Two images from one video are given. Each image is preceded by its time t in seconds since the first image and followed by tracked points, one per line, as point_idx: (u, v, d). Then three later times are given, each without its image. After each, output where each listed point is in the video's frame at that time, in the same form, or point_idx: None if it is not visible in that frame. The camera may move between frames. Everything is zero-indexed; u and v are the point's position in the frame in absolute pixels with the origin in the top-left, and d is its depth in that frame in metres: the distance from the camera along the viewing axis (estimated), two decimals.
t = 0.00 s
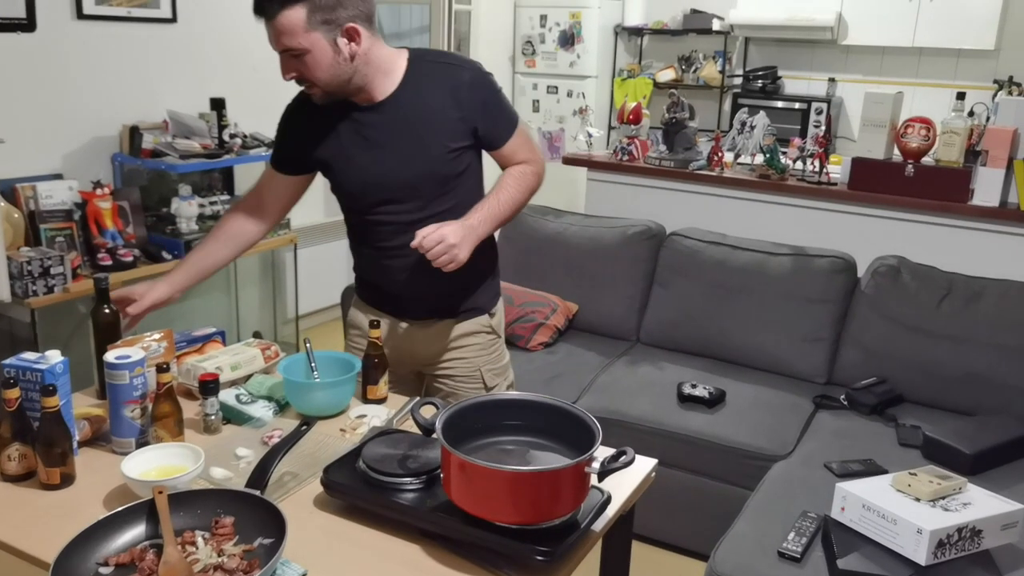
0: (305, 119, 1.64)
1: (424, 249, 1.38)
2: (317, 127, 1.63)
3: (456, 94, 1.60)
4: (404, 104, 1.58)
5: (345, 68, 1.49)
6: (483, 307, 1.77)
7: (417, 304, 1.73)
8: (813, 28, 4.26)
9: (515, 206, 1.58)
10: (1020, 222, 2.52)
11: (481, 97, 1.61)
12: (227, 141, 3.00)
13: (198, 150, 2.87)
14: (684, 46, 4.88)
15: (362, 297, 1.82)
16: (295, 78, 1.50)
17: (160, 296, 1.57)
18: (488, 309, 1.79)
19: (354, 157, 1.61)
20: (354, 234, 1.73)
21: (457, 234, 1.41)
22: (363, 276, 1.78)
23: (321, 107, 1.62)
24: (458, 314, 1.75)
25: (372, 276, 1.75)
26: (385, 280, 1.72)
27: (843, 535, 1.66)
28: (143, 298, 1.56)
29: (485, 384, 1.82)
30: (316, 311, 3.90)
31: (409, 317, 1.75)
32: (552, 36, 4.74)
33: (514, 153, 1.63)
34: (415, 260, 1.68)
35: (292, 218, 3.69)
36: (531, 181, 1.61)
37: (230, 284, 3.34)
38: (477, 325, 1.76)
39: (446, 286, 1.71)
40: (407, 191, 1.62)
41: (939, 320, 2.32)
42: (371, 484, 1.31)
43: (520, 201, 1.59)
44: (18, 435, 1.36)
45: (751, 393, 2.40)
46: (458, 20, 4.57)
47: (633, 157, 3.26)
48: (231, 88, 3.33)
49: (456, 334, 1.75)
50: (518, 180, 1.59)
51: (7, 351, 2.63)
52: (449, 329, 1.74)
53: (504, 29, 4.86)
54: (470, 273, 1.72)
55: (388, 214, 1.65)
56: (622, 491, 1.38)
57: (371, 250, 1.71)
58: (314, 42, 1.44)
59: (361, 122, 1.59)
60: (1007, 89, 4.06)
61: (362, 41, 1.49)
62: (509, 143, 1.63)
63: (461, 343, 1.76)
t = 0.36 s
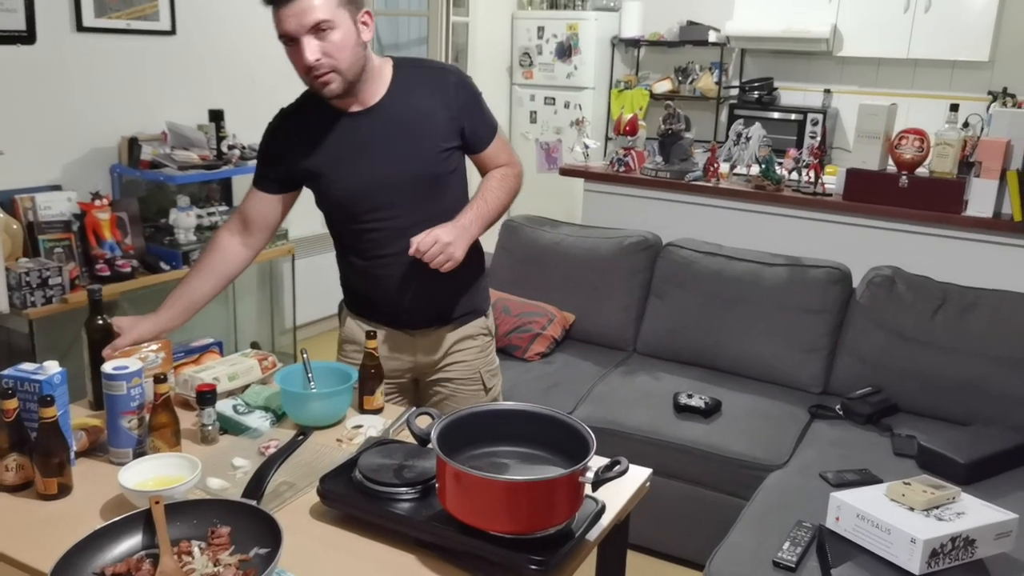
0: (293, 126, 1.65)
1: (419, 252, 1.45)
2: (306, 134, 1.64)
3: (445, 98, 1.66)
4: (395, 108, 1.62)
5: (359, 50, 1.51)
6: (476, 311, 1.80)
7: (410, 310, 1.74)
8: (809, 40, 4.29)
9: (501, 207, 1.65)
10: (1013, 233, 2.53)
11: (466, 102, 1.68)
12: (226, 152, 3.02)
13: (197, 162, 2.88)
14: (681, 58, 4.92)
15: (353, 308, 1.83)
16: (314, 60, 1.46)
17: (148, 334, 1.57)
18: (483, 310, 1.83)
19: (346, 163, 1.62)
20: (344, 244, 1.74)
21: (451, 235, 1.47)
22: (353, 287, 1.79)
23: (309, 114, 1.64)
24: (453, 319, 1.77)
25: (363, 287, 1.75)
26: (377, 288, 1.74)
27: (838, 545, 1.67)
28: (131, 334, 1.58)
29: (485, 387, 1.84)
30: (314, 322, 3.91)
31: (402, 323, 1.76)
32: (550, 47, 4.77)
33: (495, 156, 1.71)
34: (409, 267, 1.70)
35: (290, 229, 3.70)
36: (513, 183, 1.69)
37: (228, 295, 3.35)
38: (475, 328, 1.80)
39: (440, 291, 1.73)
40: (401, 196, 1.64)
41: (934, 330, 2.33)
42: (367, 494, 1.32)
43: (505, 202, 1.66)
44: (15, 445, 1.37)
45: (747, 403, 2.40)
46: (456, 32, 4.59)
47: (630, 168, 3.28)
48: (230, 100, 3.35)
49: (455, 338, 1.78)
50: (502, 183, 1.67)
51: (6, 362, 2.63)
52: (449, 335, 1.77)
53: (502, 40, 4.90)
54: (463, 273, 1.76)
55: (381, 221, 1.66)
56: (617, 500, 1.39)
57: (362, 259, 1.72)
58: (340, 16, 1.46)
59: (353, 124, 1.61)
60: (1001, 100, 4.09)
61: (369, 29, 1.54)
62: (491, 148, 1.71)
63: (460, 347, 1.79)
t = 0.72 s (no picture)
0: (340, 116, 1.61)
1: (467, 262, 1.34)
2: (352, 126, 1.60)
3: (497, 110, 1.59)
4: (446, 111, 1.57)
5: (438, 42, 1.50)
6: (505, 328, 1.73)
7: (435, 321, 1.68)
8: (809, 49, 4.30)
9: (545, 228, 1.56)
10: (1016, 239, 2.53)
11: (517, 118, 1.60)
12: (227, 159, 3.02)
13: (198, 169, 2.87)
14: (681, 67, 4.93)
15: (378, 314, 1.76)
16: (399, 37, 1.44)
17: (183, 268, 1.41)
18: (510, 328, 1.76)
19: (385, 160, 1.58)
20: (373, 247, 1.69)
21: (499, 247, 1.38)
22: (379, 292, 1.73)
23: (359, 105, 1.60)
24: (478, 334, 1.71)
25: (388, 291, 1.70)
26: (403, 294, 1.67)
27: (845, 551, 1.66)
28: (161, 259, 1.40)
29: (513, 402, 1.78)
30: (314, 330, 3.89)
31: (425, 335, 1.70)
32: (550, 56, 4.79)
33: (540, 179, 1.63)
34: (436, 275, 1.63)
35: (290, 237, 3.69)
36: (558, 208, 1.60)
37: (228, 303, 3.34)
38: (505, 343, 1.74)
39: (466, 304, 1.67)
40: (434, 202, 1.58)
41: (938, 337, 2.32)
42: (371, 499, 1.31)
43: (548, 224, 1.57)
44: (17, 450, 1.36)
45: (750, 410, 2.39)
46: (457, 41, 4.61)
47: (631, 176, 3.28)
48: (231, 108, 3.35)
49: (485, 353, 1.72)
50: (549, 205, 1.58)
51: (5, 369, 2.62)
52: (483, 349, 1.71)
53: (502, 49, 4.91)
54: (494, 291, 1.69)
55: (410, 225, 1.60)
56: (624, 505, 1.37)
57: (390, 264, 1.66)
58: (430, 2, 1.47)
59: (404, 125, 1.57)
60: (1001, 108, 4.10)
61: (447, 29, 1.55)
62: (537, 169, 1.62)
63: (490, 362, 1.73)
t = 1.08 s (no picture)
0: (464, 121, 1.55)
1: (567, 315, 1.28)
2: (473, 133, 1.53)
3: (621, 149, 1.49)
4: (573, 138, 1.48)
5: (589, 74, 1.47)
6: (588, 372, 1.58)
7: (517, 352, 1.54)
8: (812, 69, 4.34)
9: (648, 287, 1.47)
10: None
11: (643, 164, 1.50)
12: (235, 179, 3.01)
13: (206, 189, 2.86)
14: (683, 87, 4.97)
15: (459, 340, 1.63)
16: (561, 51, 1.41)
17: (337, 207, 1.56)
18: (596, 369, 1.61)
19: (492, 171, 1.49)
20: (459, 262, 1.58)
21: (605, 303, 1.30)
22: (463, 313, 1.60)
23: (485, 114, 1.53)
24: (557, 374, 1.55)
25: (472, 308, 1.57)
26: (486, 317, 1.54)
27: (867, 574, 1.64)
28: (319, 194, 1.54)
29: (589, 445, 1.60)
30: (319, 351, 3.87)
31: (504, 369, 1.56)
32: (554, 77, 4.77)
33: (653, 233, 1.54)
34: (521, 299, 1.50)
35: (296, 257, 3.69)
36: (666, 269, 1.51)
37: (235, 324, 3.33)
38: (587, 386, 1.58)
39: (551, 339, 1.53)
40: (529, 222, 1.47)
41: (951, 356, 2.32)
42: (394, 522, 1.29)
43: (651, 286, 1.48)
44: (35, 473, 1.35)
45: (763, 430, 2.38)
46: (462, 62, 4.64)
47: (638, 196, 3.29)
48: (239, 128, 3.36)
49: (564, 394, 1.56)
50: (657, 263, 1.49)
51: (11, 391, 2.60)
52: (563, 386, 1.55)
53: (506, 70, 4.95)
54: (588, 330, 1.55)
55: (498, 239, 1.50)
56: (647, 528, 1.36)
57: (477, 280, 1.54)
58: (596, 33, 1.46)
59: (526, 145, 1.48)
60: (1004, 127, 4.13)
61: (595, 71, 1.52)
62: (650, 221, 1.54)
63: (570, 404, 1.57)
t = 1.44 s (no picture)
0: (495, 148, 1.51)
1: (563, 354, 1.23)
2: (505, 159, 1.48)
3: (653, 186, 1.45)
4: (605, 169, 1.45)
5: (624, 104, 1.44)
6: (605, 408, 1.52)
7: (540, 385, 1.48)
8: (794, 96, 4.37)
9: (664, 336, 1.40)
10: (1008, 286, 2.54)
11: (675, 202, 1.46)
12: (215, 206, 2.97)
13: (185, 216, 2.83)
14: (667, 113, 4.99)
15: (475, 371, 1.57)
16: (598, 79, 1.39)
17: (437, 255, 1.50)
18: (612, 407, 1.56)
19: (520, 199, 1.45)
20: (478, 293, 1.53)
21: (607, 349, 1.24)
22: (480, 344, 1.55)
23: (515, 142, 1.49)
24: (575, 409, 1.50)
25: (491, 336, 1.51)
26: (507, 349, 1.49)
27: None
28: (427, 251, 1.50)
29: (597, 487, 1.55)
30: (300, 378, 3.82)
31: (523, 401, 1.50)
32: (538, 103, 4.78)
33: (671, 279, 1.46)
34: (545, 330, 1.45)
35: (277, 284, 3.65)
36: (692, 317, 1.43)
37: (214, 352, 3.28)
38: (600, 424, 1.53)
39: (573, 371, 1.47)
40: (556, 252, 1.43)
41: (936, 385, 2.30)
42: (369, 562, 1.25)
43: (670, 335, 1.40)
44: None
45: (748, 460, 2.35)
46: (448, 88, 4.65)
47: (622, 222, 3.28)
48: (220, 154, 3.33)
49: (578, 430, 1.51)
50: (680, 309, 1.41)
51: None
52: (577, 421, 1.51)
53: (490, 97, 4.96)
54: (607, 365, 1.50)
55: (522, 263, 1.45)
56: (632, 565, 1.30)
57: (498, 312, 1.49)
58: (633, 64, 1.44)
59: (563, 168, 1.45)
60: (984, 154, 4.17)
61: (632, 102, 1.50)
62: (668, 266, 1.47)
63: (584, 440, 1.52)
